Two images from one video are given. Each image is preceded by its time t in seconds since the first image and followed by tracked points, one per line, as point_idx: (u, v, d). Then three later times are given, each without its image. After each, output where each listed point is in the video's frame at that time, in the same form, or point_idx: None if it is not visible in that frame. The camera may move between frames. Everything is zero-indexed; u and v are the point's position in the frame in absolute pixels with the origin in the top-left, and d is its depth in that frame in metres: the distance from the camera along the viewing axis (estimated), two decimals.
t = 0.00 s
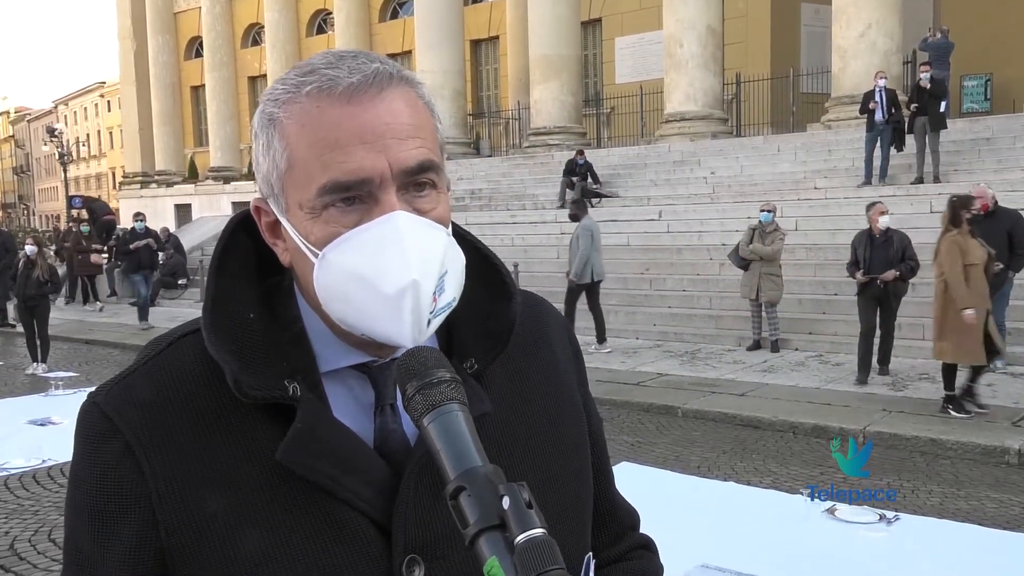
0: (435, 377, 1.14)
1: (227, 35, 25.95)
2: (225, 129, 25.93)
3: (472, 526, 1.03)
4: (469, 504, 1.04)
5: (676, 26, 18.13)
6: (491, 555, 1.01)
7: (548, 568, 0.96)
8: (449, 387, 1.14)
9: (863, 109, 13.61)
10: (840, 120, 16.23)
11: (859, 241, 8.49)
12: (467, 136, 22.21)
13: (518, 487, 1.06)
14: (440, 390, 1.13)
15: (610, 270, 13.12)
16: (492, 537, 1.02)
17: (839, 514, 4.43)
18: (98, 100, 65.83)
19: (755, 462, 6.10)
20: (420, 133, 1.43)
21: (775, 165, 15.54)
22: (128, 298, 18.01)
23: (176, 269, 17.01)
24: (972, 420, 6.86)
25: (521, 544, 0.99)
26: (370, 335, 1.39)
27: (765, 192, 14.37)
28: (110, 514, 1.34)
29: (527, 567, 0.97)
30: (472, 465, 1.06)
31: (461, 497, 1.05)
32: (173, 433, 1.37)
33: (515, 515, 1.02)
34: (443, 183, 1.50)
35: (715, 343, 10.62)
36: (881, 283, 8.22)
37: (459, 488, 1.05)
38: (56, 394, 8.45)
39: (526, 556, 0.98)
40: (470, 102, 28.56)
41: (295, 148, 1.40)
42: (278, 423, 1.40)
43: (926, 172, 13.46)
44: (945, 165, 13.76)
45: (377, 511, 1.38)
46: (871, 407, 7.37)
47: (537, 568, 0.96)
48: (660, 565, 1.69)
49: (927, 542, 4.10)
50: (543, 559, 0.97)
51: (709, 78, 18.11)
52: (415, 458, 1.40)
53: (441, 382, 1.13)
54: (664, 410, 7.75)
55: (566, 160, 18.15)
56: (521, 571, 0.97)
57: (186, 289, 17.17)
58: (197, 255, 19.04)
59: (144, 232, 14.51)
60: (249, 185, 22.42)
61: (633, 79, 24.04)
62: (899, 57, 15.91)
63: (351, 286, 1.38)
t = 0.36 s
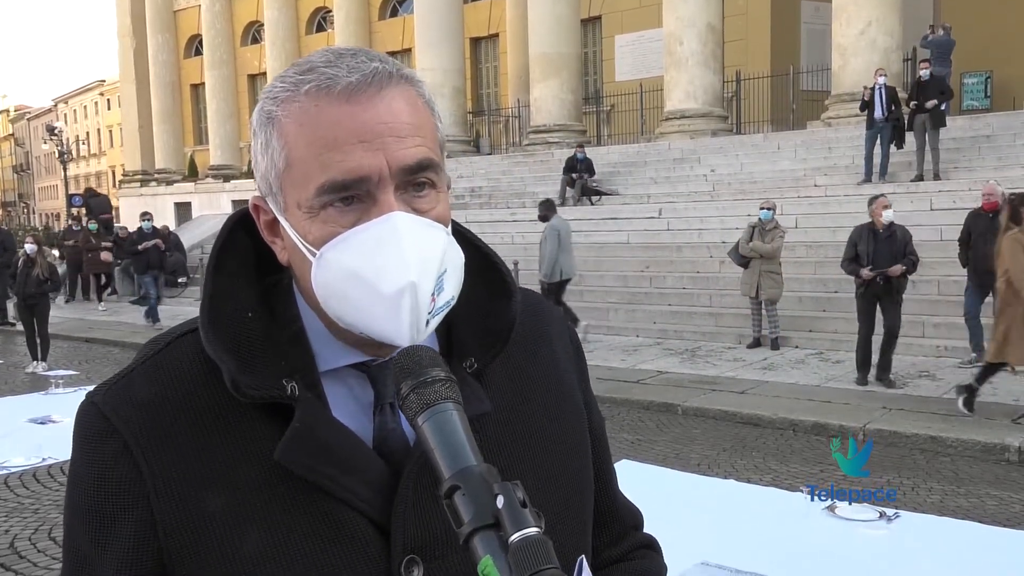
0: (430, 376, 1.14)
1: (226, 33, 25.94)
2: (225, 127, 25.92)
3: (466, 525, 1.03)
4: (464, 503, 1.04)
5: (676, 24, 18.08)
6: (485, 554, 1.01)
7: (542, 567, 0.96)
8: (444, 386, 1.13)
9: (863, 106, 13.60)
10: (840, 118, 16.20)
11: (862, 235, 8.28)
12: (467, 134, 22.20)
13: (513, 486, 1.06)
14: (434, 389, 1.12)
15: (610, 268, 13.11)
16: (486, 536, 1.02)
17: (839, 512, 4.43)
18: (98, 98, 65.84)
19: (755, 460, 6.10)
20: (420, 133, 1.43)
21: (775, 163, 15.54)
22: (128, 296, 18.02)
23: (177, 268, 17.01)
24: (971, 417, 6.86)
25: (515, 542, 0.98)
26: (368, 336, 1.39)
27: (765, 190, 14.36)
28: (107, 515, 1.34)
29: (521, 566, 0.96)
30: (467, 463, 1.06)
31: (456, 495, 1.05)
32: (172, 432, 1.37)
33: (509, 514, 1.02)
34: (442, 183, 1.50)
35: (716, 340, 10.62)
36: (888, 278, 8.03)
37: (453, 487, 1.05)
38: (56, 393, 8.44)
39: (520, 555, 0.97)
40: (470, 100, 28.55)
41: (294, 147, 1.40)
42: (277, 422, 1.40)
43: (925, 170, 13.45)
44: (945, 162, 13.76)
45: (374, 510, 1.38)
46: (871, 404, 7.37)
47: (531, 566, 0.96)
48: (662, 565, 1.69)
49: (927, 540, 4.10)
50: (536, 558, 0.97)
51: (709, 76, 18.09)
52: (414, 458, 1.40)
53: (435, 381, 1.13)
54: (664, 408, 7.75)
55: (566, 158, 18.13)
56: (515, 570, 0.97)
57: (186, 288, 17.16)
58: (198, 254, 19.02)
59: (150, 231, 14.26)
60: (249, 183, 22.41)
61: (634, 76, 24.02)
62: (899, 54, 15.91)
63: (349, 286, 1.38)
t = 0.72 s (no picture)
0: (430, 374, 1.13)
1: (226, 33, 25.94)
2: (225, 127, 25.91)
3: (464, 524, 1.02)
4: (463, 501, 1.04)
5: (676, 23, 18.09)
6: (484, 552, 1.00)
7: (542, 567, 0.96)
8: (444, 385, 1.12)
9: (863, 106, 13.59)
10: (840, 117, 16.20)
11: (887, 236, 7.89)
12: (467, 134, 22.20)
13: (512, 485, 1.06)
14: (434, 387, 1.11)
15: (610, 268, 13.11)
16: (485, 533, 1.02)
17: (838, 512, 4.43)
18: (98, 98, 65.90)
19: (755, 460, 6.10)
20: (420, 135, 1.43)
21: (775, 162, 15.53)
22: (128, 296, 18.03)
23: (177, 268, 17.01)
24: (972, 417, 6.86)
25: (514, 542, 0.98)
26: (367, 338, 1.39)
27: (765, 190, 14.36)
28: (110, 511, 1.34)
29: (520, 566, 0.96)
30: (466, 462, 1.06)
31: (455, 494, 1.04)
32: (173, 429, 1.37)
33: (509, 513, 1.02)
34: (442, 185, 1.50)
35: (716, 340, 10.62)
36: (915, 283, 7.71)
37: (452, 486, 1.04)
38: (56, 393, 8.45)
39: (519, 555, 0.97)
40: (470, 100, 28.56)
41: (294, 150, 1.40)
42: (279, 421, 1.40)
43: (925, 170, 13.44)
44: (945, 162, 13.76)
45: (375, 508, 1.38)
46: (871, 404, 7.37)
47: (528, 566, 0.96)
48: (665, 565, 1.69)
49: (926, 539, 4.10)
50: (535, 557, 0.97)
51: (709, 75, 18.09)
52: (414, 458, 1.39)
53: (435, 379, 1.12)
54: (664, 407, 7.75)
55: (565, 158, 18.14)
56: (513, 570, 0.96)
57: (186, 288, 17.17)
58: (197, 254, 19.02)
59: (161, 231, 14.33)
60: (248, 183, 22.41)
61: (634, 76, 24.00)
62: (899, 54, 15.92)
63: (349, 288, 1.38)
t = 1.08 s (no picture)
0: (435, 378, 1.14)
1: (226, 34, 25.95)
2: (225, 129, 25.92)
3: (470, 526, 1.03)
4: (468, 504, 1.04)
5: (677, 26, 18.12)
6: (489, 554, 1.01)
7: (547, 568, 0.97)
8: (449, 388, 1.13)
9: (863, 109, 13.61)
10: (841, 120, 16.22)
11: (924, 242, 7.75)
12: (468, 136, 22.21)
13: (517, 487, 1.07)
14: (440, 391, 1.12)
15: (610, 270, 13.11)
16: (491, 535, 1.02)
17: (838, 515, 4.44)
18: (99, 100, 66.04)
19: (755, 463, 6.10)
20: (423, 139, 1.43)
21: (775, 165, 15.54)
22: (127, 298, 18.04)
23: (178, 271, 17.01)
24: (972, 420, 6.86)
25: (519, 543, 0.99)
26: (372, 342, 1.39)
27: (765, 192, 14.38)
28: (117, 509, 1.34)
29: (526, 568, 0.97)
30: (471, 464, 1.06)
31: (460, 497, 1.05)
32: (180, 429, 1.38)
33: (513, 515, 1.02)
34: (445, 189, 1.50)
35: (716, 343, 10.63)
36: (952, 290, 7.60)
37: (458, 488, 1.05)
38: (57, 394, 8.45)
39: (525, 557, 0.98)
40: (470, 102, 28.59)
41: (298, 155, 1.40)
42: (284, 421, 1.40)
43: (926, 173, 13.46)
44: (945, 165, 13.77)
45: (381, 508, 1.39)
46: (872, 407, 7.37)
47: (535, 568, 0.96)
48: (668, 566, 1.70)
49: (926, 542, 4.11)
50: (541, 558, 0.98)
51: (710, 78, 18.11)
52: (419, 458, 1.40)
53: (440, 383, 1.13)
54: (665, 410, 7.76)
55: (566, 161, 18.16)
56: (519, 571, 0.97)
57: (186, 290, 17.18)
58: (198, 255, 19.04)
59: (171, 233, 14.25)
60: (249, 185, 22.42)
61: (635, 79, 24.01)
62: (900, 57, 15.94)
63: (352, 293, 1.39)
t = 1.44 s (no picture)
0: (437, 379, 1.14)
1: (227, 36, 25.97)
2: (226, 131, 25.92)
3: (472, 528, 1.03)
4: (470, 506, 1.04)
5: (677, 29, 18.14)
6: (490, 556, 1.01)
7: (549, 570, 0.97)
8: (450, 389, 1.13)
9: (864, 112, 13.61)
10: (841, 124, 16.23)
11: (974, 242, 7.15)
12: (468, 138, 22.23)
13: (518, 489, 1.06)
14: (441, 393, 1.12)
15: (611, 273, 13.12)
16: (492, 538, 1.02)
17: (839, 517, 4.43)
18: (100, 101, 66.12)
19: (756, 465, 6.10)
20: (427, 137, 1.44)
21: (776, 168, 15.56)
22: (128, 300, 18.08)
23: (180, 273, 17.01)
24: (972, 422, 6.86)
25: (521, 546, 0.99)
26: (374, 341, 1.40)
27: (766, 195, 14.40)
28: (119, 510, 1.34)
29: (528, 568, 0.97)
30: (472, 467, 1.07)
31: (461, 499, 1.05)
32: (182, 429, 1.38)
33: (515, 518, 1.02)
34: (448, 187, 1.51)
35: (717, 346, 10.63)
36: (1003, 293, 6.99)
37: (459, 491, 1.05)
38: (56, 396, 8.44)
39: (526, 558, 0.98)
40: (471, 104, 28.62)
41: (301, 154, 1.41)
42: (286, 422, 1.40)
43: (926, 175, 13.47)
44: (946, 168, 13.78)
45: (382, 510, 1.39)
46: (872, 410, 7.37)
47: (536, 568, 0.97)
48: (668, 569, 1.70)
49: (926, 545, 4.11)
50: (543, 560, 0.98)
51: (711, 81, 18.13)
52: (420, 459, 1.40)
53: (442, 384, 1.13)
54: (665, 413, 7.75)
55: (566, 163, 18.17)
56: (520, 572, 0.97)
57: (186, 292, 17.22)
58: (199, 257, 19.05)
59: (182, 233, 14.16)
60: (249, 187, 22.43)
61: (635, 82, 24.05)
62: (900, 60, 15.95)
63: (355, 291, 1.39)
